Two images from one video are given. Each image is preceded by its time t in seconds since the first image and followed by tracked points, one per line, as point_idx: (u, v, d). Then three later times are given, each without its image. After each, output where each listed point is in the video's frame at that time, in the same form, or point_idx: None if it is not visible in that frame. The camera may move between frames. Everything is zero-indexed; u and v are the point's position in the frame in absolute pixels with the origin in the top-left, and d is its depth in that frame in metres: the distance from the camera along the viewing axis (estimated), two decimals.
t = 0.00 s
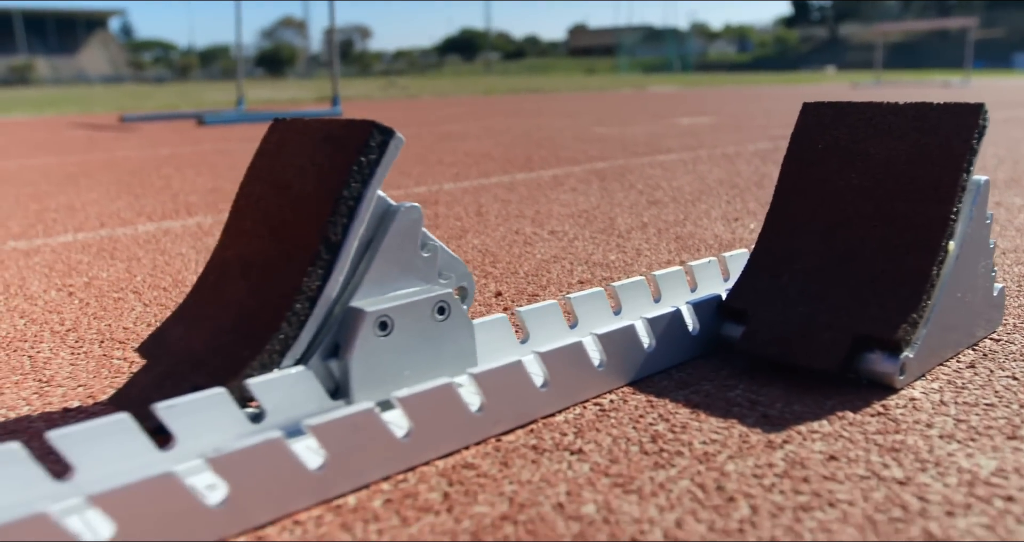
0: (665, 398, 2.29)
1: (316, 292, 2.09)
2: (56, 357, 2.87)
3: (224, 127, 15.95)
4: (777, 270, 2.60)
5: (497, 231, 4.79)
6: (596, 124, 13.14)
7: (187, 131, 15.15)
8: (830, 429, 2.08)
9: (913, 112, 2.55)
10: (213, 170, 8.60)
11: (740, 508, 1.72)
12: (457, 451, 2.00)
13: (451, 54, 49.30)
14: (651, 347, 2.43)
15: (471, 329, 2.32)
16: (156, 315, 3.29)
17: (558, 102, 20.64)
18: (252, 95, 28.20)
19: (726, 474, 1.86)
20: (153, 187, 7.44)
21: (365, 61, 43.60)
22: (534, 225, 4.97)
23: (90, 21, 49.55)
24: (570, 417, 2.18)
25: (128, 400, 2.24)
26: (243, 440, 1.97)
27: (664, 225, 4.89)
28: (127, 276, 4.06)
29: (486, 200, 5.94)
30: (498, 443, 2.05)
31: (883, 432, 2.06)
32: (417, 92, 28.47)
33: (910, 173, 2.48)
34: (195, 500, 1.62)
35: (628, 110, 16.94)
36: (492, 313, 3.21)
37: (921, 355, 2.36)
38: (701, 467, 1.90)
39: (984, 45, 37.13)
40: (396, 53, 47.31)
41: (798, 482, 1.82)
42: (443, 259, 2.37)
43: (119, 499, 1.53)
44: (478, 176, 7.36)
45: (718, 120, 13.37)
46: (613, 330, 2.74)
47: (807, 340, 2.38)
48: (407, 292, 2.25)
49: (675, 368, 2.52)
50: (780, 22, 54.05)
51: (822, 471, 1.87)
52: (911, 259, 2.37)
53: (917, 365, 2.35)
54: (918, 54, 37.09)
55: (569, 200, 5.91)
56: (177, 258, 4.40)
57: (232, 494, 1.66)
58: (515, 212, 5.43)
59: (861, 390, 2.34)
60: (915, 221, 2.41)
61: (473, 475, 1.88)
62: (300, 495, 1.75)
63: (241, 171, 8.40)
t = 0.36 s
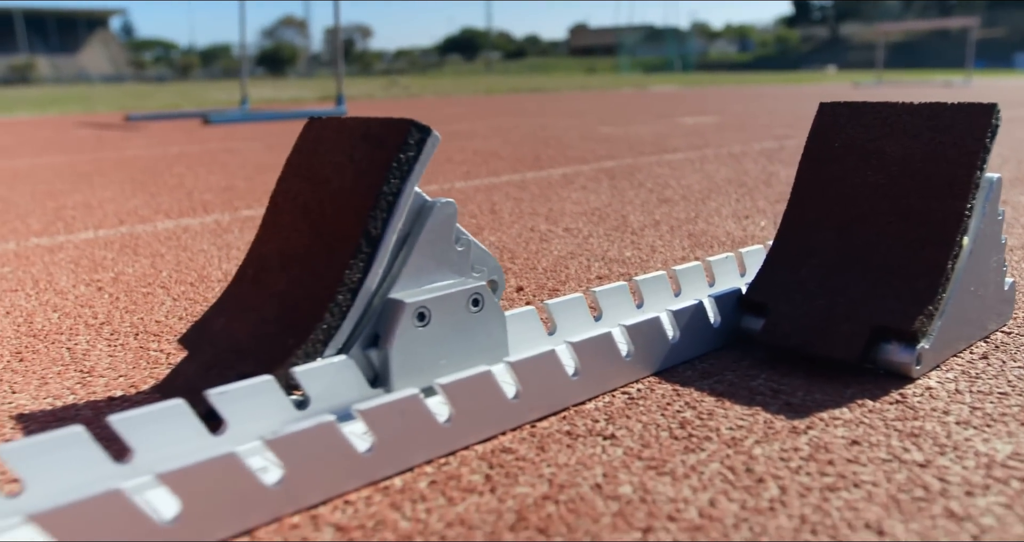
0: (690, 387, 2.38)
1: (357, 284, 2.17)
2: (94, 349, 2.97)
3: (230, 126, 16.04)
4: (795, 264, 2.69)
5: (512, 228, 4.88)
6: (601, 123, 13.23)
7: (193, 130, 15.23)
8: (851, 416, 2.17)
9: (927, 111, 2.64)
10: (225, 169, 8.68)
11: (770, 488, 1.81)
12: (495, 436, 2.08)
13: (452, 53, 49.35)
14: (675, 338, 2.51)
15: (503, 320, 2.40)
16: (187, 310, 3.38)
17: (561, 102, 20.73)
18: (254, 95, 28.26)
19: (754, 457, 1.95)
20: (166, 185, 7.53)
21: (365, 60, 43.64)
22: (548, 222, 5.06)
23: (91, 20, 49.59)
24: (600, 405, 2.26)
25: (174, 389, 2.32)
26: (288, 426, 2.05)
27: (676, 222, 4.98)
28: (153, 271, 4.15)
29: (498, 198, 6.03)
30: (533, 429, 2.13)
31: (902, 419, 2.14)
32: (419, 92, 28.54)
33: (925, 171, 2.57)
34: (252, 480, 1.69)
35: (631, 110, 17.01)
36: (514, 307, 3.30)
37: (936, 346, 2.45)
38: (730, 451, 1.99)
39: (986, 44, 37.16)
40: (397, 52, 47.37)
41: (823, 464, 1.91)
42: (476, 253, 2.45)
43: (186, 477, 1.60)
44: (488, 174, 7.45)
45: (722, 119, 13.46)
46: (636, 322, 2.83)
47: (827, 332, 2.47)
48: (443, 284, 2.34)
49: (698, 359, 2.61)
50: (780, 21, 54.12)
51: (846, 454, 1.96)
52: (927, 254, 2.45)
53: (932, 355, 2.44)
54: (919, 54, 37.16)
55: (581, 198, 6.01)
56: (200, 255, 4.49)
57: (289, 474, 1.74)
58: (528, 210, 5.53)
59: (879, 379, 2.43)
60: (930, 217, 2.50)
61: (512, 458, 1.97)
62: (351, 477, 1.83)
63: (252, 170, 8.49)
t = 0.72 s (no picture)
0: (713, 376, 2.46)
1: (394, 276, 2.25)
2: (129, 340, 3.05)
3: (234, 125, 16.09)
4: (813, 259, 2.77)
5: (526, 225, 4.96)
6: (605, 122, 13.30)
7: (197, 129, 15.28)
8: (871, 403, 2.25)
9: (941, 110, 2.72)
10: (234, 167, 8.75)
11: (797, 470, 1.89)
12: (529, 422, 2.16)
13: (451, 52, 49.39)
14: (697, 329, 2.59)
15: (533, 312, 2.48)
16: (215, 304, 3.46)
17: (562, 101, 20.80)
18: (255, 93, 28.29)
19: (780, 441, 2.04)
20: (178, 183, 7.60)
21: (365, 59, 43.64)
22: (561, 219, 5.14)
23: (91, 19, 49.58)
24: (628, 393, 2.35)
25: (214, 377, 2.39)
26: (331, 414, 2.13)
27: (687, 219, 5.07)
28: (176, 267, 4.22)
29: (509, 196, 6.11)
30: (566, 415, 2.21)
31: (920, 406, 2.23)
32: (420, 91, 28.59)
33: (939, 167, 2.65)
34: (305, 461, 1.76)
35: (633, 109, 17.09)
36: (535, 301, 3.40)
37: (950, 337, 2.54)
38: (757, 436, 2.07)
39: (986, 43, 37.19)
40: (397, 51, 47.40)
41: (846, 448, 2.00)
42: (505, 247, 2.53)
43: (247, 458, 1.66)
44: (496, 172, 7.52)
45: (725, 118, 13.55)
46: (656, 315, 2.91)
47: (844, 323, 2.56)
48: (475, 277, 2.42)
49: (718, 350, 2.69)
50: (779, 20, 54.21)
51: (867, 438, 2.04)
52: (941, 247, 2.53)
53: (947, 345, 2.52)
54: (918, 54, 37.22)
55: (591, 196, 6.09)
56: (220, 251, 4.56)
57: (340, 455, 1.81)
58: (540, 207, 5.61)
59: (895, 369, 2.51)
60: (944, 212, 2.58)
61: (548, 443, 2.05)
62: (398, 459, 1.91)
63: (261, 168, 8.56)
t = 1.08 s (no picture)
0: (732, 364, 2.53)
1: (424, 267, 2.31)
2: (156, 333, 3.11)
3: (236, 122, 16.14)
4: (826, 250, 2.84)
5: (537, 219, 5.04)
6: (606, 119, 13.37)
7: (198, 126, 15.33)
8: (887, 389, 2.32)
9: (951, 105, 2.78)
10: (241, 164, 8.82)
11: (820, 451, 1.96)
12: (557, 408, 2.22)
13: (449, 49, 49.42)
14: (715, 318, 2.66)
15: (556, 302, 2.55)
16: (237, 297, 3.52)
17: (562, 97, 20.86)
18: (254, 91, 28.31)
19: (801, 425, 2.11)
20: (185, 180, 7.65)
21: (362, 56, 43.64)
22: (571, 214, 5.22)
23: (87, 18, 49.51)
24: (650, 380, 2.42)
25: (247, 366, 2.45)
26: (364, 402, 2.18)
27: (695, 213, 5.15)
28: (194, 262, 4.28)
29: (517, 191, 6.19)
30: (592, 401, 2.28)
31: (935, 391, 2.29)
32: (419, 88, 28.62)
33: (950, 160, 2.71)
34: (349, 443, 1.82)
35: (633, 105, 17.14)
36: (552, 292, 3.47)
37: (962, 325, 2.61)
38: (779, 420, 2.14)
39: (983, 39, 37.24)
40: (394, 49, 47.41)
41: (865, 430, 2.07)
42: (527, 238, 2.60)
43: (294, 440, 1.72)
44: (502, 168, 7.60)
45: (725, 115, 13.63)
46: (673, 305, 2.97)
47: (859, 312, 2.62)
48: (500, 268, 2.48)
49: (735, 339, 2.76)
50: (776, 17, 54.30)
51: (886, 422, 2.11)
52: (953, 238, 2.60)
53: (959, 333, 2.59)
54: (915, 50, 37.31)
55: (598, 191, 6.17)
56: (235, 246, 4.62)
57: (381, 439, 1.87)
58: (549, 202, 5.68)
59: (908, 356, 2.57)
60: (955, 204, 2.65)
61: (577, 427, 2.11)
62: (434, 443, 1.97)
63: (267, 165, 8.63)
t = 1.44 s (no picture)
0: (750, 350, 2.61)
1: (453, 257, 2.37)
2: (182, 324, 3.17)
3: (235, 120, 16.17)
4: (839, 240, 2.91)
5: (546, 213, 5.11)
6: (605, 115, 13.44)
7: (197, 124, 15.35)
8: (903, 373, 2.40)
9: (961, 98, 2.85)
10: (245, 160, 8.87)
11: (842, 432, 2.04)
12: (585, 393, 2.29)
13: (444, 46, 49.42)
14: (733, 306, 2.74)
15: (580, 291, 2.62)
16: (259, 290, 3.58)
17: (559, 93, 20.92)
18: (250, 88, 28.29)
19: (822, 407, 2.18)
20: (191, 176, 7.70)
21: (357, 52, 43.60)
22: (579, 208, 5.29)
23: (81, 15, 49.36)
24: (672, 366, 2.49)
25: (280, 354, 2.51)
26: (397, 389, 2.24)
27: (702, 207, 5.23)
28: (211, 256, 4.34)
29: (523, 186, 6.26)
30: (618, 386, 2.35)
31: (948, 375, 2.37)
32: (415, 85, 28.64)
33: (960, 152, 2.79)
34: (392, 425, 1.88)
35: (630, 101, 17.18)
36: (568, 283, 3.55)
37: (973, 313, 2.68)
38: (800, 403, 2.21)
39: (978, 34, 37.26)
40: (389, 46, 47.38)
41: (884, 412, 2.14)
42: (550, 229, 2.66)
43: (341, 422, 1.78)
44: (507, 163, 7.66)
45: (723, 110, 13.72)
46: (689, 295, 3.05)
47: (873, 300, 2.70)
48: (525, 258, 2.55)
49: (752, 327, 2.83)
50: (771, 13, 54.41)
51: (904, 404, 2.18)
52: (964, 228, 2.68)
53: (969, 320, 2.67)
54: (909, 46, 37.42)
55: (603, 185, 6.24)
56: (250, 241, 4.68)
57: (421, 421, 1.94)
58: (556, 197, 5.75)
59: (921, 342, 2.65)
60: (966, 195, 2.72)
61: (605, 411, 2.19)
62: (471, 426, 2.03)
63: (271, 161, 8.68)
